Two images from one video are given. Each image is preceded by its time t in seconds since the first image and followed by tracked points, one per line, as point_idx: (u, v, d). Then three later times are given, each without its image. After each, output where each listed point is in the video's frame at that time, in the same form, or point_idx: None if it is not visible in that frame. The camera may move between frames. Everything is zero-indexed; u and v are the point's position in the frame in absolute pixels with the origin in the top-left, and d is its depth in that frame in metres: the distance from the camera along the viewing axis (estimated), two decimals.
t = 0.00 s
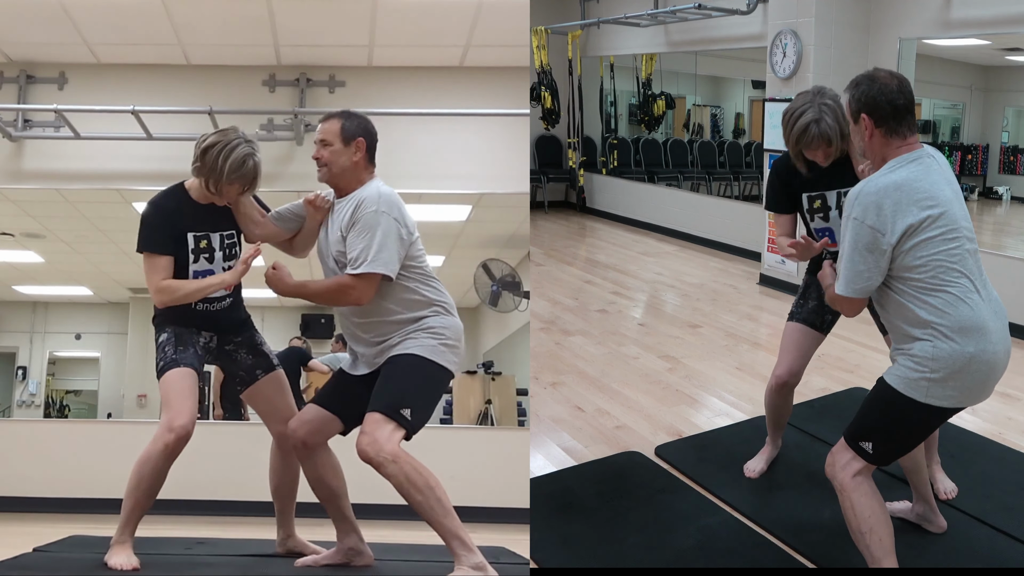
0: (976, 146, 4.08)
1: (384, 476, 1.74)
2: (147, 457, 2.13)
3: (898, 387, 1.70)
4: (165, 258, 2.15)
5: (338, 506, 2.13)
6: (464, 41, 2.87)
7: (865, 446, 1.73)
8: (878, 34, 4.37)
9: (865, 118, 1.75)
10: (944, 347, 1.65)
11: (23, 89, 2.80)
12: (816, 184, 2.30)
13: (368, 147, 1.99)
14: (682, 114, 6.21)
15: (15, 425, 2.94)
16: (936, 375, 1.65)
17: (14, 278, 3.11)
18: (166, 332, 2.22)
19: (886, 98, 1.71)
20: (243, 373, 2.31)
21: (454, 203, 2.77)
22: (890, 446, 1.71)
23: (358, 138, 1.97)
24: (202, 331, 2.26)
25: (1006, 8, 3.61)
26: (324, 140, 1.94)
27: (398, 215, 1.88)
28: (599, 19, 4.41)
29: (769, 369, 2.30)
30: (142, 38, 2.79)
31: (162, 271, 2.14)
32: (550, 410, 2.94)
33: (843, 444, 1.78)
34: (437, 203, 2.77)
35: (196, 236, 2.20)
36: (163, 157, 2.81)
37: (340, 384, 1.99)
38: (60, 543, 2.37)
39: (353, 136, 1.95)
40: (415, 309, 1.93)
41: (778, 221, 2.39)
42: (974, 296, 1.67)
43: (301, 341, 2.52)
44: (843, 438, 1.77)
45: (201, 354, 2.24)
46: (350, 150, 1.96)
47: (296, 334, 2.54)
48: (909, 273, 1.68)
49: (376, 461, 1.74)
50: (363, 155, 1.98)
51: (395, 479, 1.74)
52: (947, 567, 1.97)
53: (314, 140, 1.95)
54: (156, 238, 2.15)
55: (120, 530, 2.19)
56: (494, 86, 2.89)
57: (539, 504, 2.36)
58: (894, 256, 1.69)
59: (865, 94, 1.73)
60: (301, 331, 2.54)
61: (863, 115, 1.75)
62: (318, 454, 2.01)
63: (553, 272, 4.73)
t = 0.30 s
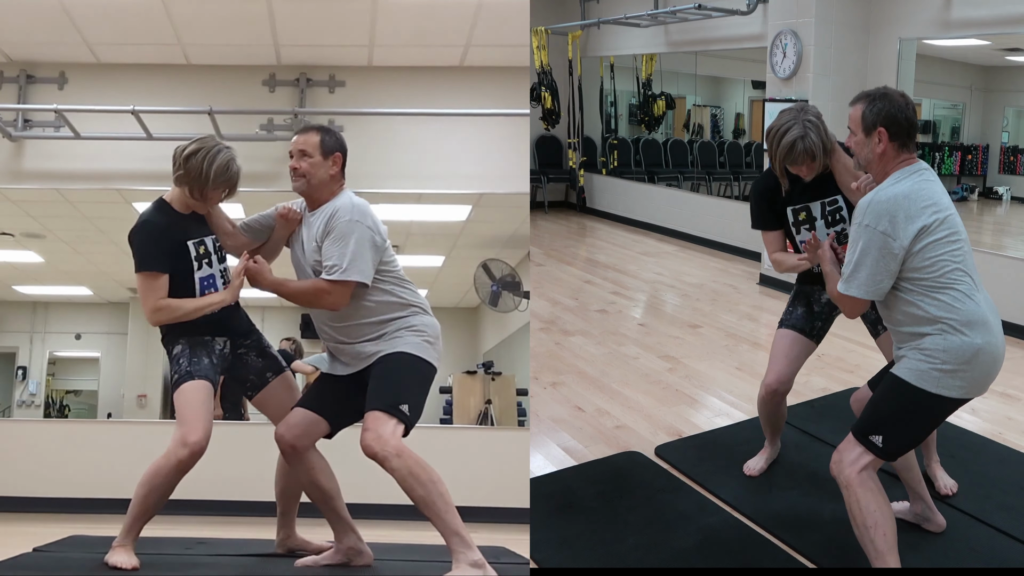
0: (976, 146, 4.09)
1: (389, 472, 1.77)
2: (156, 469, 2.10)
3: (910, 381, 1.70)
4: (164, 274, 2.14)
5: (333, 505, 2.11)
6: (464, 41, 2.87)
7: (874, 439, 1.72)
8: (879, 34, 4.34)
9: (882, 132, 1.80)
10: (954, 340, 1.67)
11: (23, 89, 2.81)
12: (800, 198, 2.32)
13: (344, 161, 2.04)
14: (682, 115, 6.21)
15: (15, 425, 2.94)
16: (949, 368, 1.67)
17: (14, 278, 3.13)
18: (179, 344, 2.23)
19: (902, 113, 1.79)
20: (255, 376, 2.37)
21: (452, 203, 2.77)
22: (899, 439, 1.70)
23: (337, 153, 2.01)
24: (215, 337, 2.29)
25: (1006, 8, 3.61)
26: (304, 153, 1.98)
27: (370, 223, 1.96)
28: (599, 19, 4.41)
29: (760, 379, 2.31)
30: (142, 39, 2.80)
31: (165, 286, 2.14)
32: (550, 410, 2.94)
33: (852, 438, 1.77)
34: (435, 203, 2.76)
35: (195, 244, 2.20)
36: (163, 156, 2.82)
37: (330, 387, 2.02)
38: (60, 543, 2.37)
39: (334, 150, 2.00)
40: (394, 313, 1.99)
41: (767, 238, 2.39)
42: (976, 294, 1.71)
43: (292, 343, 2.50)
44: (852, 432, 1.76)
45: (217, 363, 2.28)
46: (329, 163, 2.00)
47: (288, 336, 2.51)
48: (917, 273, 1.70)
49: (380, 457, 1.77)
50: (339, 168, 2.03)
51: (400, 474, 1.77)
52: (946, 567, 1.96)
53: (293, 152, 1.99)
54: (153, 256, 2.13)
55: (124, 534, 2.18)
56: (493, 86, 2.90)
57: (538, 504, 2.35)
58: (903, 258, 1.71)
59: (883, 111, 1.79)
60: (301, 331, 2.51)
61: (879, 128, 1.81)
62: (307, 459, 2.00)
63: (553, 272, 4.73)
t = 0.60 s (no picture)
0: (976, 146, 4.09)
1: (394, 468, 1.74)
2: (168, 474, 1.98)
3: (921, 368, 1.70)
4: (196, 270, 2.04)
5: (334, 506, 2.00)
6: (464, 42, 2.87)
7: (891, 429, 1.71)
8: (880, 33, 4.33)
9: (893, 126, 1.80)
10: (961, 325, 1.68)
11: (23, 89, 2.81)
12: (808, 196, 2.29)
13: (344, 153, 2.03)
14: (682, 115, 6.22)
15: (15, 425, 2.94)
16: (958, 352, 1.67)
17: (14, 278, 3.12)
18: (205, 344, 2.12)
19: (913, 109, 1.81)
20: (278, 377, 2.27)
21: (453, 203, 2.79)
22: (916, 426, 1.69)
23: (336, 146, 1.99)
24: (240, 337, 2.18)
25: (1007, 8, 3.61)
26: (305, 146, 1.95)
27: (356, 210, 1.90)
28: (599, 19, 4.39)
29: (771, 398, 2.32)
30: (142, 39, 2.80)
31: (200, 282, 2.03)
32: (550, 410, 2.94)
33: (869, 430, 1.76)
34: (435, 203, 2.78)
35: (215, 237, 2.11)
36: (163, 156, 2.82)
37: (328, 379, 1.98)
38: (60, 543, 2.37)
39: (334, 142, 1.98)
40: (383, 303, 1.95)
41: (772, 245, 2.33)
42: (977, 279, 1.72)
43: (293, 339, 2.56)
44: (869, 425, 1.75)
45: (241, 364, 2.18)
46: (330, 155, 1.96)
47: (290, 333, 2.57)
48: (921, 260, 1.71)
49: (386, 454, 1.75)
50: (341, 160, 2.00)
51: (404, 471, 1.74)
52: (946, 567, 1.96)
53: (294, 146, 1.95)
54: (181, 254, 2.02)
55: (127, 533, 2.11)
56: (492, 87, 2.90)
57: (538, 504, 2.35)
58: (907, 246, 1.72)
59: (896, 107, 1.81)
60: (301, 330, 2.59)
61: (891, 123, 1.81)
62: (307, 456, 1.90)
63: (553, 272, 4.72)
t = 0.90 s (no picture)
0: (976, 146, 4.05)
1: (419, 457, 1.74)
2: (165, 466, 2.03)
3: (924, 358, 1.70)
4: (245, 227, 2.08)
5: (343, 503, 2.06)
6: (464, 41, 2.87)
7: (902, 424, 1.72)
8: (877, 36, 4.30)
9: (910, 106, 1.81)
10: (962, 314, 1.68)
11: (23, 89, 2.81)
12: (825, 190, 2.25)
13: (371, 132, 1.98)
14: (682, 115, 6.22)
15: (15, 424, 2.95)
16: (960, 341, 1.68)
17: (14, 278, 3.12)
18: (213, 332, 2.13)
19: (931, 90, 1.80)
20: (273, 372, 2.27)
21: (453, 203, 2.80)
22: (926, 422, 1.70)
23: (363, 125, 1.94)
24: (245, 332, 2.19)
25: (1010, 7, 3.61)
26: (333, 125, 1.91)
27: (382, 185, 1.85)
28: (599, 19, 4.38)
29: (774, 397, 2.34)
30: (142, 38, 2.80)
31: (251, 236, 2.05)
32: (550, 410, 2.94)
33: (881, 427, 1.76)
34: (434, 204, 2.79)
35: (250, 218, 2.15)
36: (162, 156, 2.83)
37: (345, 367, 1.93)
38: (60, 543, 2.37)
39: (361, 121, 1.93)
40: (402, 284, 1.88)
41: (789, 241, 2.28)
42: (984, 269, 1.71)
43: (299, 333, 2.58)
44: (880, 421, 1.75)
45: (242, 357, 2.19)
46: (358, 135, 1.93)
47: (295, 327, 2.59)
48: (926, 245, 1.72)
49: (413, 442, 1.74)
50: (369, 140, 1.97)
51: (429, 461, 1.74)
52: (945, 567, 1.96)
53: (320, 125, 1.91)
54: (229, 214, 2.08)
55: (126, 532, 2.12)
56: (492, 86, 2.90)
57: (538, 504, 2.35)
58: (912, 229, 1.72)
59: (915, 87, 1.80)
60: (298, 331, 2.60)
61: (908, 104, 1.81)
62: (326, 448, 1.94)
63: (553, 272, 4.73)
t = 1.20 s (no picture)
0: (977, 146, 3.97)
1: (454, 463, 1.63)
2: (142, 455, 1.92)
3: (932, 347, 1.64)
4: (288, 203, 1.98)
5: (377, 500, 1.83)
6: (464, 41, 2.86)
7: (915, 420, 1.65)
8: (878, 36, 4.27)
9: (948, 73, 1.63)
10: (970, 298, 1.61)
11: (23, 89, 2.82)
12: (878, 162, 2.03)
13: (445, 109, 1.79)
14: (682, 115, 6.22)
15: (16, 425, 2.95)
16: (969, 329, 1.61)
17: (14, 278, 3.10)
18: (205, 315, 2.00)
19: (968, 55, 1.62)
20: (258, 361, 2.12)
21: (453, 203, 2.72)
22: (941, 417, 1.64)
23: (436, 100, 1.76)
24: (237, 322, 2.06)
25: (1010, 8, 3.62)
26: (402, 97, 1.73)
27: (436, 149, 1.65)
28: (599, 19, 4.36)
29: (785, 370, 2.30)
30: (142, 39, 2.80)
31: (291, 211, 1.97)
32: (550, 410, 2.94)
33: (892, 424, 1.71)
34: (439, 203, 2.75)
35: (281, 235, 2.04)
36: (164, 157, 2.87)
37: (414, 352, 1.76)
38: (60, 543, 2.36)
39: (435, 95, 1.75)
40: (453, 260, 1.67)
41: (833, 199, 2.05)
42: (1003, 255, 1.63)
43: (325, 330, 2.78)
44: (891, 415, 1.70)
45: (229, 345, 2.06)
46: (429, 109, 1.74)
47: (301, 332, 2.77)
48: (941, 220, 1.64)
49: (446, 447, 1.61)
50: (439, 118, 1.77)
51: (465, 468, 1.63)
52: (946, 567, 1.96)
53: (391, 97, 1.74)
54: (281, 191, 1.98)
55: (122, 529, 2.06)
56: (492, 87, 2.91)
57: (538, 504, 2.34)
58: (931, 202, 1.63)
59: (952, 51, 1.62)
60: (301, 331, 2.76)
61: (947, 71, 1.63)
62: (377, 439, 1.79)
63: (553, 272, 4.73)
